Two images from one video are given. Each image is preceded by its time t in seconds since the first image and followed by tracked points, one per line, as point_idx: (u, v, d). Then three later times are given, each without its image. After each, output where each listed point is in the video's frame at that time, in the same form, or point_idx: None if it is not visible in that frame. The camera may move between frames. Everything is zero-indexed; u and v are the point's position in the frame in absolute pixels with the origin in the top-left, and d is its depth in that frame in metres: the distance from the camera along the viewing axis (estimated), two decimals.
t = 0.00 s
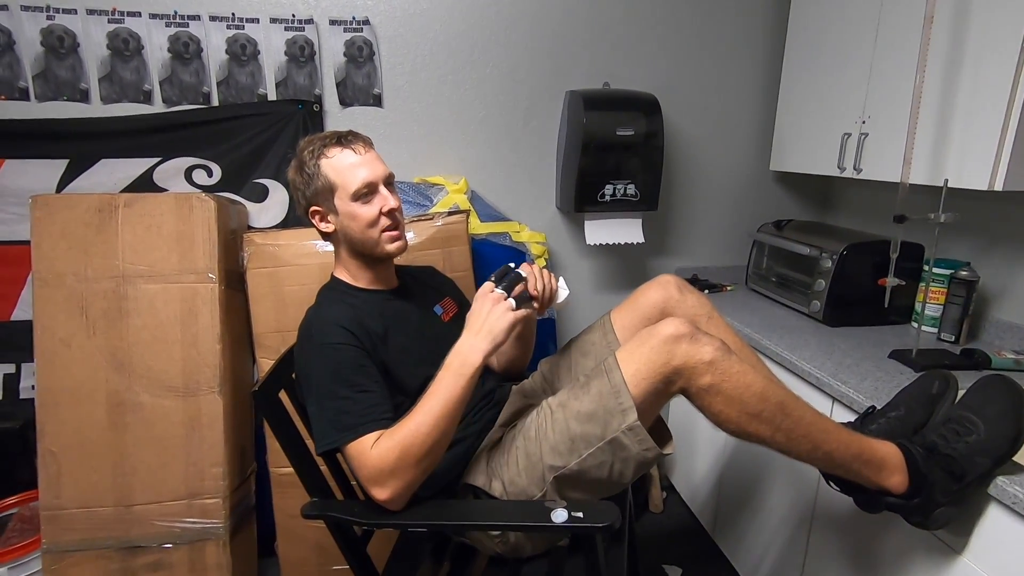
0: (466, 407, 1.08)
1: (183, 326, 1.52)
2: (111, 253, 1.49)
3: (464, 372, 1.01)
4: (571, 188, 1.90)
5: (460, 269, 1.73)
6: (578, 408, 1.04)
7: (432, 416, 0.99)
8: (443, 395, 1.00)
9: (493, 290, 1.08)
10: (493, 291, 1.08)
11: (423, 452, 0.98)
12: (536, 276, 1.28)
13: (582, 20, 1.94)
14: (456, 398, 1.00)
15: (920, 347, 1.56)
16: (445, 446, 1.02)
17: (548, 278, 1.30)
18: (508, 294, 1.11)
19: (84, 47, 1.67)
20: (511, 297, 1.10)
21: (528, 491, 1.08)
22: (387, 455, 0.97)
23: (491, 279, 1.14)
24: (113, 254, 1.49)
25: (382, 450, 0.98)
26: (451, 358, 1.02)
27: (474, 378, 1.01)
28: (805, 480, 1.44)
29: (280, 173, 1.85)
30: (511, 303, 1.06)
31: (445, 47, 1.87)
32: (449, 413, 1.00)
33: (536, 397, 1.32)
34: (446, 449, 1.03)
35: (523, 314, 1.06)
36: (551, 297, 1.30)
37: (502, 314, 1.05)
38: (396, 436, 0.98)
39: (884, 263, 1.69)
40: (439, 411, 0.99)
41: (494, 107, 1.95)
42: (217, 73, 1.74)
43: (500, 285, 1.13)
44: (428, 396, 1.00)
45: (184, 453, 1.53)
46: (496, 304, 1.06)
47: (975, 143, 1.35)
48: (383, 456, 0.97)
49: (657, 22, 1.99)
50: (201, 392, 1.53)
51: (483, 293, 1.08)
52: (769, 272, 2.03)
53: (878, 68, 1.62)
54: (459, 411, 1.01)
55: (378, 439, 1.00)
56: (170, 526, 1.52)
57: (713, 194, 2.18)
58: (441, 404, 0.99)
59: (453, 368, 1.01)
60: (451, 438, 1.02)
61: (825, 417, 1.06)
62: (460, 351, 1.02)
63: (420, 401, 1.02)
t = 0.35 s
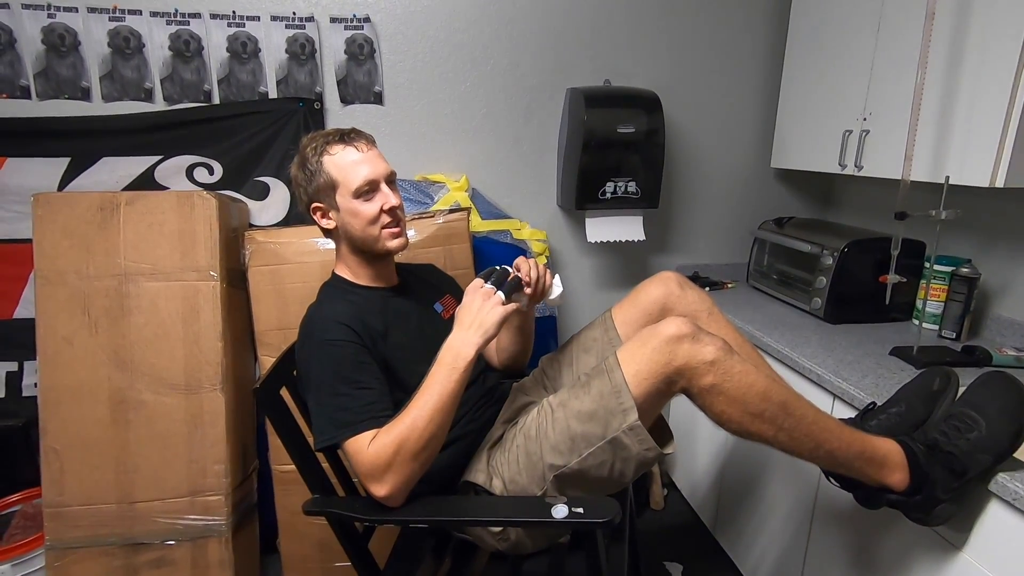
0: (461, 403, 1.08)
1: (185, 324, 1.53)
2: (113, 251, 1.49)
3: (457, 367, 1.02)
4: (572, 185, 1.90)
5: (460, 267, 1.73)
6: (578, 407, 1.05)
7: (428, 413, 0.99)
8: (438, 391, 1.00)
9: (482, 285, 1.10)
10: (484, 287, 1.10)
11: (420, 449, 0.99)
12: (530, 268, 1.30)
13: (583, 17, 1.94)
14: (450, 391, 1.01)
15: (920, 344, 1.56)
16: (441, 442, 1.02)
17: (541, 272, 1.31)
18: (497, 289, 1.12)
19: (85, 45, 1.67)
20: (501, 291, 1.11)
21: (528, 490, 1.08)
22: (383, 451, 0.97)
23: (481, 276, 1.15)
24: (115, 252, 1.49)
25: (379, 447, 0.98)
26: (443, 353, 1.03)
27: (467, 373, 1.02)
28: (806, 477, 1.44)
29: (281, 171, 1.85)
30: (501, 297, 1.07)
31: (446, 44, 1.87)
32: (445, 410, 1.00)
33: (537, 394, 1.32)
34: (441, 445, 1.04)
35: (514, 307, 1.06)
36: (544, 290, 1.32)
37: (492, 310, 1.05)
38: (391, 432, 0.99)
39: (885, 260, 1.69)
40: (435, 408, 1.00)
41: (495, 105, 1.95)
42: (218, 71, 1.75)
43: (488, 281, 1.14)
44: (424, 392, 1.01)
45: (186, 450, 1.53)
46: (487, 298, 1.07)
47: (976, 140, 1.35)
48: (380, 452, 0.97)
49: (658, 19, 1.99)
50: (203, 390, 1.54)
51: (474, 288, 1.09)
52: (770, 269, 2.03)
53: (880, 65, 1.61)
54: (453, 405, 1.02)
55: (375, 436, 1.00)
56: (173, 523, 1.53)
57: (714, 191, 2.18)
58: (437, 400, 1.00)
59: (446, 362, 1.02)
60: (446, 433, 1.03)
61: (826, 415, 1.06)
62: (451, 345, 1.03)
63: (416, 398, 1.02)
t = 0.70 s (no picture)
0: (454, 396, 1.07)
1: (174, 318, 1.51)
2: (100, 244, 1.47)
3: (450, 360, 1.01)
4: (565, 178, 1.89)
5: (453, 260, 1.72)
6: (571, 399, 1.04)
7: (421, 406, 0.98)
8: (431, 385, 0.99)
9: (478, 278, 1.08)
10: (478, 280, 1.08)
11: (413, 442, 0.98)
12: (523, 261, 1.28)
13: (577, 7, 1.93)
14: (443, 385, 1.00)
15: (913, 336, 1.56)
16: (433, 435, 1.01)
17: (536, 266, 1.30)
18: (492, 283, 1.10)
19: (70, 36, 1.64)
20: (495, 285, 1.10)
21: (521, 482, 1.08)
22: (375, 445, 0.97)
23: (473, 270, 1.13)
24: (102, 246, 1.47)
25: (371, 441, 0.97)
26: (436, 346, 1.02)
27: (461, 367, 1.01)
28: (799, 469, 1.44)
29: (272, 163, 1.83)
30: (494, 290, 1.06)
31: (438, 35, 1.85)
32: (438, 403, 0.99)
33: (530, 386, 1.32)
34: (434, 439, 1.03)
35: (508, 300, 1.05)
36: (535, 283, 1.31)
37: (488, 304, 1.04)
38: (384, 426, 0.98)
39: (878, 252, 1.69)
40: (429, 401, 0.99)
41: (488, 96, 1.93)
42: (207, 62, 1.72)
43: (483, 274, 1.13)
44: (416, 386, 1.00)
45: (177, 446, 1.52)
46: (481, 291, 1.06)
47: (969, 131, 1.35)
48: (372, 446, 0.97)
49: (651, 10, 1.98)
50: (193, 385, 1.52)
51: (469, 280, 1.08)
52: (764, 262, 2.03)
53: (874, 56, 1.61)
54: (446, 399, 1.01)
55: (367, 430, 0.99)
56: (164, 519, 1.51)
57: (707, 184, 2.18)
58: (431, 393, 0.99)
59: (439, 356, 1.01)
60: (439, 427, 1.02)
61: (819, 405, 1.06)
62: (444, 338, 1.02)
63: (408, 392, 1.01)
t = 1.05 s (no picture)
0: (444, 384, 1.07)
1: (159, 306, 1.49)
2: (81, 232, 1.44)
3: (442, 350, 1.00)
4: (555, 163, 1.87)
5: (443, 246, 1.71)
6: (561, 384, 1.03)
7: (411, 394, 0.97)
8: (421, 373, 0.98)
9: (473, 265, 1.07)
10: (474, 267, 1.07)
11: (402, 430, 0.97)
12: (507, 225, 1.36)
13: None
14: (433, 373, 0.99)
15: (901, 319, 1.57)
16: (423, 423, 1.00)
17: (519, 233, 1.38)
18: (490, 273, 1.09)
19: (46, 18, 1.60)
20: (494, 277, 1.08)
21: (511, 468, 1.08)
22: (363, 433, 0.96)
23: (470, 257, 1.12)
24: (83, 233, 1.44)
25: (359, 429, 0.96)
26: (428, 336, 1.00)
27: (453, 357, 1.00)
28: (788, 451, 1.45)
29: (257, 149, 1.80)
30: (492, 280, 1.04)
31: (426, 18, 1.82)
32: (428, 391, 0.99)
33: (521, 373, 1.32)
34: (424, 427, 1.02)
35: (503, 291, 1.03)
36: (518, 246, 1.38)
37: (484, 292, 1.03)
38: (372, 414, 0.97)
39: (867, 236, 1.69)
40: (419, 389, 0.98)
41: (477, 80, 1.91)
42: (188, 45, 1.69)
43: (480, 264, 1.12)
44: (407, 374, 0.99)
45: (164, 436, 1.50)
46: (476, 279, 1.04)
47: (958, 114, 1.35)
48: (360, 434, 0.96)
49: None
50: (180, 374, 1.50)
51: (464, 267, 1.06)
52: (754, 247, 2.03)
53: (864, 38, 1.60)
54: (436, 387, 1.00)
55: (354, 418, 0.98)
56: (152, 510, 1.50)
57: (698, 169, 2.17)
58: (420, 381, 0.98)
59: (430, 344, 1.00)
60: (428, 415, 1.01)
61: (809, 387, 1.07)
62: (436, 328, 1.01)
63: (398, 381, 1.00)
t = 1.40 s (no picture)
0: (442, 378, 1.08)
1: (152, 302, 1.48)
2: (72, 227, 1.43)
3: (445, 347, 1.01)
4: (549, 157, 1.88)
5: (437, 240, 1.71)
6: (555, 374, 1.04)
7: (409, 387, 0.98)
8: (421, 369, 0.99)
9: (487, 278, 1.07)
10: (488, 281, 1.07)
11: (399, 421, 0.98)
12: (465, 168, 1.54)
13: None
14: (435, 371, 1.00)
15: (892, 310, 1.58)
16: (421, 416, 1.01)
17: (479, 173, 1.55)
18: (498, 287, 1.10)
19: (34, 11, 1.58)
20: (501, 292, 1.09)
21: (506, 458, 1.09)
22: (360, 422, 0.96)
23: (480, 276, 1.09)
24: (74, 228, 1.43)
25: (356, 418, 0.97)
26: (433, 334, 1.02)
27: (456, 355, 1.01)
28: (780, 442, 1.47)
29: (249, 144, 1.79)
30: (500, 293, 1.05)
31: (418, 11, 1.81)
32: (426, 384, 0.99)
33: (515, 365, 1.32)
34: (422, 420, 1.03)
35: (509, 304, 1.03)
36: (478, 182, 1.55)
37: (489, 299, 1.02)
38: (371, 406, 0.98)
39: (858, 228, 1.71)
40: (417, 381, 0.99)
41: (470, 74, 1.90)
42: (178, 39, 1.67)
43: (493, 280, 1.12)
44: (408, 368, 1.00)
45: (159, 431, 1.50)
46: (486, 287, 1.05)
47: (948, 107, 1.36)
48: (357, 424, 0.96)
49: None
50: (174, 369, 1.50)
51: (478, 278, 1.07)
52: (746, 240, 2.04)
53: (855, 31, 1.61)
54: (438, 383, 1.01)
55: (351, 409, 0.99)
56: (147, 505, 1.50)
57: (690, 162, 2.18)
58: (420, 374, 0.99)
59: (435, 342, 1.01)
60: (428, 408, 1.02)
61: (799, 378, 1.08)
62: (441, 327, 1.02)
63: (398, 374, 1.01)
